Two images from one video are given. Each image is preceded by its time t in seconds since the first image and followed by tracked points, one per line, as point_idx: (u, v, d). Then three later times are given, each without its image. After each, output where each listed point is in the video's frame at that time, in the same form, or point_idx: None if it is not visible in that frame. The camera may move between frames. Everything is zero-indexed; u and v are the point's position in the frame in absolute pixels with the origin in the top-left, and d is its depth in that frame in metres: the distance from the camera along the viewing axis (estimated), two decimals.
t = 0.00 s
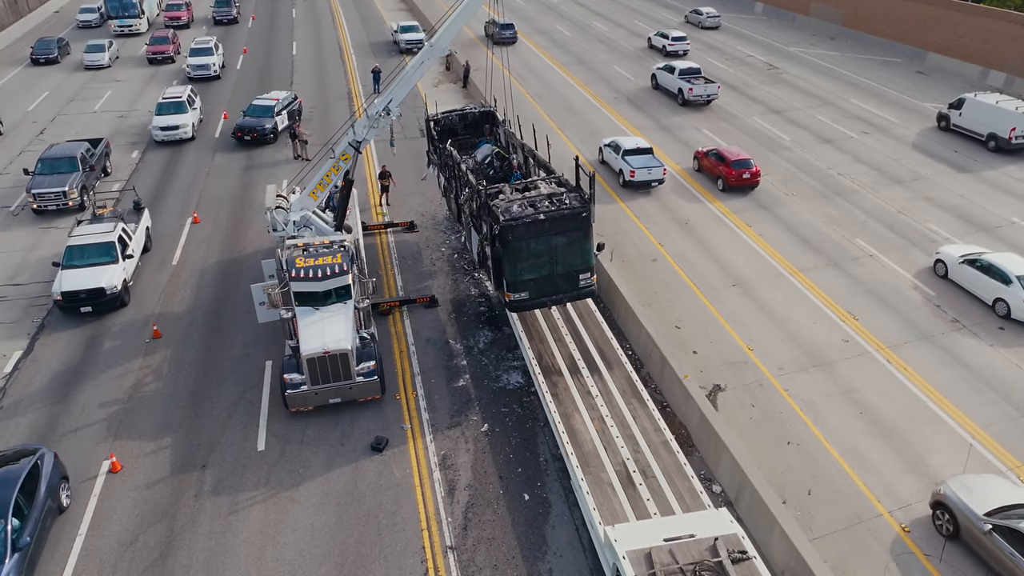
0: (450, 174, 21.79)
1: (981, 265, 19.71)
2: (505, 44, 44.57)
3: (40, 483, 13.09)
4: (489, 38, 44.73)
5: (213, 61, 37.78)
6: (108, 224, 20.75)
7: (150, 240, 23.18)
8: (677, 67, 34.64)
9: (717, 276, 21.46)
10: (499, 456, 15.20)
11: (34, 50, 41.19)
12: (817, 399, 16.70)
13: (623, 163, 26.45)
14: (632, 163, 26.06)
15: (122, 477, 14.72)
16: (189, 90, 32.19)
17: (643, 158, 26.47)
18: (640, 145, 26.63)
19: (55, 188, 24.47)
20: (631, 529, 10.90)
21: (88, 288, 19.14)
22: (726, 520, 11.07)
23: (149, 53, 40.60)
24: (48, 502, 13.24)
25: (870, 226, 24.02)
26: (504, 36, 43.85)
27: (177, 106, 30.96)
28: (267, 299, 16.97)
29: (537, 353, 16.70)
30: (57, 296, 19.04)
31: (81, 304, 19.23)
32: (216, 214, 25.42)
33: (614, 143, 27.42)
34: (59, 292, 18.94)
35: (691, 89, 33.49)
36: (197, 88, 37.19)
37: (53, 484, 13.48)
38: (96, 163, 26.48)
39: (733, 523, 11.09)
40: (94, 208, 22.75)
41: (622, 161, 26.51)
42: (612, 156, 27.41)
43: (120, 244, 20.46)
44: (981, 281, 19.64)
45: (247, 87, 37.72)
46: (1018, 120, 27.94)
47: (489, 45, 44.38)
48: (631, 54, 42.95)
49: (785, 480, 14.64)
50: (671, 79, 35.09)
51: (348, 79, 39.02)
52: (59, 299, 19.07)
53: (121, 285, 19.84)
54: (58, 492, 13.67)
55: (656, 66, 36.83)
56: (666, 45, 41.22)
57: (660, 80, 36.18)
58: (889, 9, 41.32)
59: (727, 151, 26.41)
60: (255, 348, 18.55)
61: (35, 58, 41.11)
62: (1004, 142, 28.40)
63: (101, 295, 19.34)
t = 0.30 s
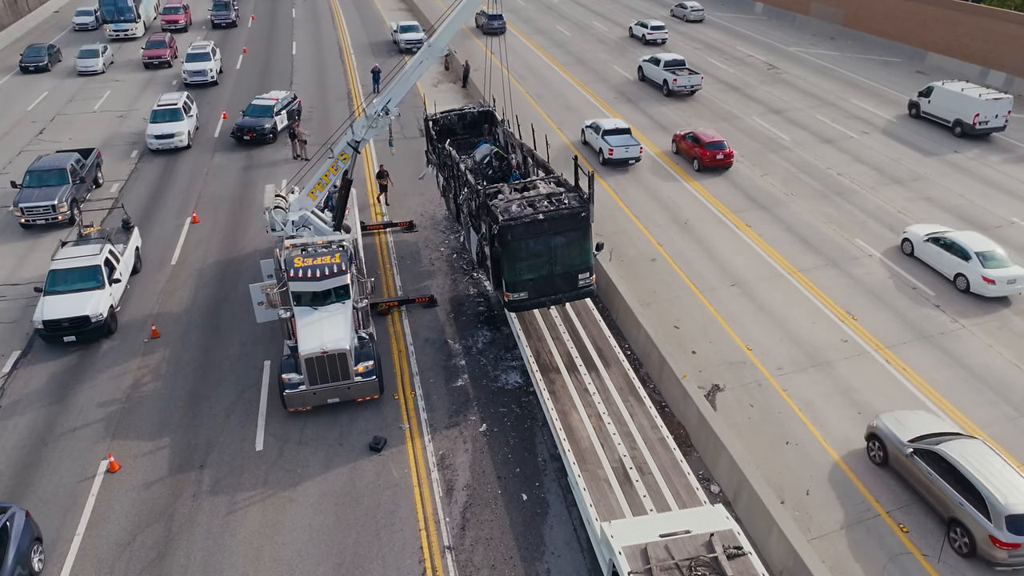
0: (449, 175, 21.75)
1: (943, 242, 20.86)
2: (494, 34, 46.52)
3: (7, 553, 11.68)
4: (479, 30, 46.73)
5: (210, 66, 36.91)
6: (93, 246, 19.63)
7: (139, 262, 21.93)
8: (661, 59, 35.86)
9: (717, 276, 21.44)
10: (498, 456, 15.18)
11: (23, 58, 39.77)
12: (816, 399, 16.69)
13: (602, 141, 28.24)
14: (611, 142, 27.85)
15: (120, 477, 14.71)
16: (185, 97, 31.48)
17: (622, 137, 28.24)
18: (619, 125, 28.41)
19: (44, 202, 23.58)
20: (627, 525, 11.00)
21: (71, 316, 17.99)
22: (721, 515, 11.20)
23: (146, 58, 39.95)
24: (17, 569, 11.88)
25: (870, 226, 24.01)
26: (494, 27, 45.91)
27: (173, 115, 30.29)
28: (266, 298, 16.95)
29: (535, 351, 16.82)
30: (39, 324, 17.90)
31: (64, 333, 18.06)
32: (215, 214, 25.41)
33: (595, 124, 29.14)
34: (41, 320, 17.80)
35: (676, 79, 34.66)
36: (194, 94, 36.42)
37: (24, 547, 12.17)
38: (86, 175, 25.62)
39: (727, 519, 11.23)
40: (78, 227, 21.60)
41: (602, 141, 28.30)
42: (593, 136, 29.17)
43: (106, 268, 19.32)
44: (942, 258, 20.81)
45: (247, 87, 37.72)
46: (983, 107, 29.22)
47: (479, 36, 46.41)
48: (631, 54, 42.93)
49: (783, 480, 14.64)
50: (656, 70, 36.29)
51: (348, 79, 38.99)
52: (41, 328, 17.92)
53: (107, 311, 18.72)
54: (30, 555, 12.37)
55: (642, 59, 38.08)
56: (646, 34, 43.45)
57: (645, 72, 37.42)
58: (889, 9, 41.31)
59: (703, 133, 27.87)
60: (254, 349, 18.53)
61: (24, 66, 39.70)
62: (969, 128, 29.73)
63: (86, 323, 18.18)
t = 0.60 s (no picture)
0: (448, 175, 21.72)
1: (908, 222, 21.99)
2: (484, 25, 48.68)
3: None
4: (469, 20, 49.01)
5: (207, 73, 36.12)
6: (77, 273, 18.41)
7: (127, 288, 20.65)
8: (648, 51, 37.20)
9: (716, 277, 21.43)
10: (496, 457, 15.16)
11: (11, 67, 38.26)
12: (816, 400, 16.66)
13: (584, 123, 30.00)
14: (592, 123, 29.61)
15: (118, 477, 14.71)
16: (180, 103, 30.49)
17: (602, 120, 30.02)
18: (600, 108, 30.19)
19: (31, 218, 22.76)
20: (624, 520, 11.06)
21: (51, 351, 16.75)
22: (718, 512, 11.27)
23: (142, 63, 39.09)
24: None
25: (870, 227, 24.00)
26: (483, 18, 48.26)
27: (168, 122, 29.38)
28: (265, 299, 16.94)
29: (533, 349, 16.92)
30: (16, 359, 16.66)
31: (43, 368, 16.83)
32: (214, 214, 25.41)
33: (577, 107, 30.86)
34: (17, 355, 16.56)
35: (661, 71, 36.06)
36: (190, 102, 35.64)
37: None
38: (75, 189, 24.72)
39: (724, 515, 11.29)
40: (63, 250, 20.37)
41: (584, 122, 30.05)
42: (576, 119, 30.91)
43: (89, 297, 18.07)
44: (909, 237, 21.89)
45: (246, 87, 37.71)
46: (949, 94, 30.65)
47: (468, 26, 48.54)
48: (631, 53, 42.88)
49: (781, 480, 14.64)
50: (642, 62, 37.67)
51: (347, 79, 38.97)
52: (18, 363, 16.69)
53: (90, 343, 17.49)
54: None
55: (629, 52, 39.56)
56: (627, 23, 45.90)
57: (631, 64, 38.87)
58: (889, 9, 41.27)
59: (680, 118, 29.51)
60: (253, 349, 18.52)
61: (12, 76, 38.19)
62: (936, 115, 31.15)
63: (67, 358, 16.95)
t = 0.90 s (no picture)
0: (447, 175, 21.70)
1: (878, 203, 23.22)
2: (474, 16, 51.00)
3: None
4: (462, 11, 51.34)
5: (204, 79, 35.14)
6: (56, 309, 17.02)
7: (112, 321, 19.18)
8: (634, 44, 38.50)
9: (716, 277, 21.40)
10: (495, 457, 15.15)
11: None
12: (816, 401, 16.64)
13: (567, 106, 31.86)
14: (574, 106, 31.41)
15: (117, 478, 14.70)
16: (177, 113, 29.70)
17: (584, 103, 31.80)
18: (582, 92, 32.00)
19: (18, 235, 21.83)
20: (621, 519, 11.25)
21: (26, 396, 15.38)
22: (715, 509, 11.42)
23: (138, 67, 38.19)
24: None
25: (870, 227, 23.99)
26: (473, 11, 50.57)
27: (165, 131, 28.64)
28: (264, 300, 16.94)
29: (531, 347, 16.98)
30: None
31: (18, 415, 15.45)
32: (213, 214, 25.40)
33: (561, 91, 32.63)
34: None
35: (646, 63, 37.36)
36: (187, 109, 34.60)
37: None
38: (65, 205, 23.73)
39: (721, 512, 11.44)
40: (42, 279, 18.97)
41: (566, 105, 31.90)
42: (560, 103, 32.70)
43: (69, 335, 16.67)
44: (878, 218, 23.11)
45: (246, 87, 37.70)
46: (918, 83, 31.99)
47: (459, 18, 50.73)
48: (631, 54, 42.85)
49: (780, 480, 14.65)
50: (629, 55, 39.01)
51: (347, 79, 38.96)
52: None
53: (71, 386, 16.14)
54: None
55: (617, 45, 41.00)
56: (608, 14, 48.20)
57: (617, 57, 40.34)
58: (888, 9, 41.25)
59: (659, 103, 31.14)
60: (252, 349, 18.50)
61: None
62: (907, 103, 32.50)
63: (44, 403, 15.58)
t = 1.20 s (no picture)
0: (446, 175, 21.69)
1: (849, 185, 24.49)
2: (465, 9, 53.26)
3: None
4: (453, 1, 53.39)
5: (201, 86, 34.26)
6: (30, 356, 15.46)
7: (91, 366, 17.58)
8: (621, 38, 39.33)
9: (715, 278, 21.40)
10: (494, 458, 15.15)
11: None
12: (815, 402, 16.63)
13: (551, 91, 33.73)
14: (558, 91, 33.27)
15: (117, 478, 14.71)
16: (171, 120, 28.85)
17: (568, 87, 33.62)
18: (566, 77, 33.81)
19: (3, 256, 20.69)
20: (619, 516, 11.31)
21: None
22: (712, 506, 11.48)
23: (133, 73, 37.48)
24: None
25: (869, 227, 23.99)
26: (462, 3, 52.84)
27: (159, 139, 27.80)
28: (263, 300, 16.97)
29: (530, 345, 17.08)
30: None
31: None
32: (213, 214, 25.40)
33: (547, 77, 34.46)
34: None
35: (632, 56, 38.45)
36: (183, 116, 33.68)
37: None
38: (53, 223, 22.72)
39: (718, 509, 11.51)
40: (19, 319, 17.81)
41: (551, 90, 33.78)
42: (545, 88, 34.53)
43: (44, 384, 15.12)
44: (847, 199, 24.47)
45: (246, 87, 37.74)
46: (890, 73, 33.44)
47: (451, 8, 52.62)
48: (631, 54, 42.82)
49: (778, 480, 14.66)
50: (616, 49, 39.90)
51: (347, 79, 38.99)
52: None
53: (46, 441, 14.59)
54: None
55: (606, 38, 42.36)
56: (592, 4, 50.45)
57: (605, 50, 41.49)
58: (888, 9, 41.18)
59: (641, 89, 32.75)
60: (251, 350, 18.50)
61: None
62: (879, 92, 33.99)
63: (17, 462, 14.00)
